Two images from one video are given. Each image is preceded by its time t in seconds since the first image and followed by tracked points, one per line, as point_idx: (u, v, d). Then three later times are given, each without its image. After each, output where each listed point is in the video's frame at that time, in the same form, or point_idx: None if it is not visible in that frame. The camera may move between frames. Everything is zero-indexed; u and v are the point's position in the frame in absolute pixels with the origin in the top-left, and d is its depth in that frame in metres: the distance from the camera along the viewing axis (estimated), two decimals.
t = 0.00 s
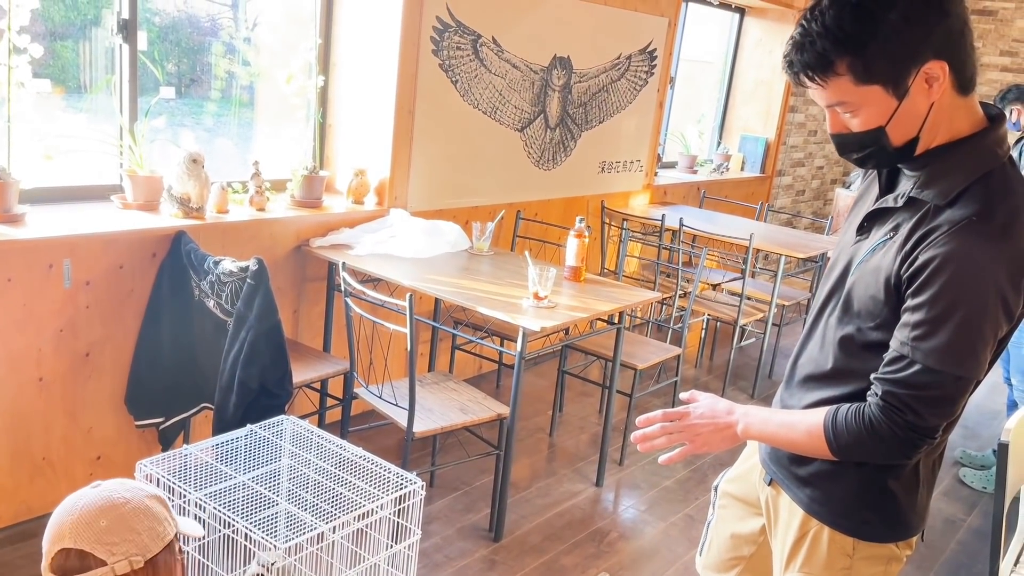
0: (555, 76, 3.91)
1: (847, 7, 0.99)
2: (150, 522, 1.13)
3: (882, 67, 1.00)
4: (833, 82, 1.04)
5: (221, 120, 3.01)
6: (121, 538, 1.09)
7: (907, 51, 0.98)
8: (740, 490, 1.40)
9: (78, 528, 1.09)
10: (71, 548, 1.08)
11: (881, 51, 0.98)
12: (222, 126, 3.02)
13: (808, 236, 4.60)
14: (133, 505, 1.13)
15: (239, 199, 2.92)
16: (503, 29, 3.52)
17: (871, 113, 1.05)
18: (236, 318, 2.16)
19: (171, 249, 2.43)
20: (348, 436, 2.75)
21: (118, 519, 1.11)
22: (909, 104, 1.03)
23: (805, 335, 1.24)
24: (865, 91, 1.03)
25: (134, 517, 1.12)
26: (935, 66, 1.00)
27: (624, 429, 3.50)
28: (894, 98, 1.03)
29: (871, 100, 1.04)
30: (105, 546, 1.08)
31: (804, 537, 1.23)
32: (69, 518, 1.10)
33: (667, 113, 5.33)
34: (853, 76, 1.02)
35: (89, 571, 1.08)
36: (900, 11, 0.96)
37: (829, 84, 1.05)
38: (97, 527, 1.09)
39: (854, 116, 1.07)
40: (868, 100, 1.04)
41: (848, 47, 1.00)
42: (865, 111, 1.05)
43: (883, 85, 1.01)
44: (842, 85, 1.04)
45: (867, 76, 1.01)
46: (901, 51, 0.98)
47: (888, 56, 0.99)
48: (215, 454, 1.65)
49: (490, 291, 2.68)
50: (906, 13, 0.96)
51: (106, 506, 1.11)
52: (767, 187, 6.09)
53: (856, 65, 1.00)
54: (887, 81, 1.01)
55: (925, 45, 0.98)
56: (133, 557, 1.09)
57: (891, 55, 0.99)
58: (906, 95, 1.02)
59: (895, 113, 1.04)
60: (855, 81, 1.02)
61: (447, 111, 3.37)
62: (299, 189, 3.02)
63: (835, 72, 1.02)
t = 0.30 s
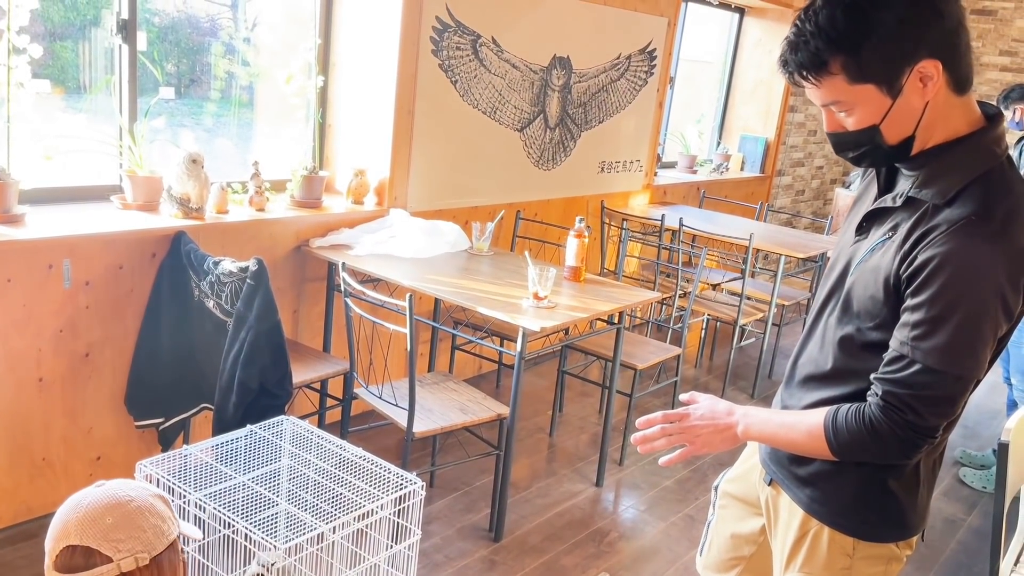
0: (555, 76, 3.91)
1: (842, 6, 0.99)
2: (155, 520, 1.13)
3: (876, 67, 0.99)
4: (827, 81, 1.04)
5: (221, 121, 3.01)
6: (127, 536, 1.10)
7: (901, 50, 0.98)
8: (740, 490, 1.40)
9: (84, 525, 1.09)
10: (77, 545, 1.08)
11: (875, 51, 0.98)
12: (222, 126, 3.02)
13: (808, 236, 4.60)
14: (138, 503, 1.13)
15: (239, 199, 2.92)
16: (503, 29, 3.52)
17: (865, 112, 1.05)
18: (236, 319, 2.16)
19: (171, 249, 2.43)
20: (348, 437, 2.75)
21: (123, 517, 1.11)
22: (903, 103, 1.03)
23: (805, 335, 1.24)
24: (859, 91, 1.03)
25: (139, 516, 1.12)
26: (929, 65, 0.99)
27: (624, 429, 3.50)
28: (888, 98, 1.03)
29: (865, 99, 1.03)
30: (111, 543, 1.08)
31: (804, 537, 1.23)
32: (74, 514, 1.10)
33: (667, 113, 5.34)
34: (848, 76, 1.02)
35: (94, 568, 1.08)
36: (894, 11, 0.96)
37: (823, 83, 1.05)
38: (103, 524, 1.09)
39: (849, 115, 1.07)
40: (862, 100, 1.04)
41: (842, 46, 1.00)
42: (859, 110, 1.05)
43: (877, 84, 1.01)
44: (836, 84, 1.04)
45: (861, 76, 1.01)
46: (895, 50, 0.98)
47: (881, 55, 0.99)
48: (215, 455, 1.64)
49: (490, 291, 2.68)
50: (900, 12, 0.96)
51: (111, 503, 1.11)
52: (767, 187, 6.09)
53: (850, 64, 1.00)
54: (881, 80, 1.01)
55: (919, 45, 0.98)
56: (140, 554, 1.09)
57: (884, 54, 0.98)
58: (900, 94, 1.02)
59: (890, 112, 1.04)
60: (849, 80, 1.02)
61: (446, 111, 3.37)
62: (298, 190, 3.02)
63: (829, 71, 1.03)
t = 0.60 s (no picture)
0: (556, 76, 3.91)
1: (841, 6, 0.99)
2: (156, 521, 1.13)
3: (875, 67, 0.99)
4: (827, 81, 1.04)
5: (222, 121, 3.01)
6: (128, 536, 1.09)
7: (900, 49, 0.98)
8: (740, 490, 1.40)
9: (85, 524, 1.08)
10: (78, 544, 1.07)
11: (874, 50, 0.98)
12: (223, 127, 3.02)
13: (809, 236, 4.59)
14: (140, 503, 1.13)
15: (240, 200, 2.92)
16: (504, 29, 3.52)
17: (865, 112, 1.05)
18: (237, 319, 2.16)
19: (172, 249, 2.43)
20: (349, 437, 2.75)
21: (124, 517, 1.11)
22: (903, 102, 1.03)
23: (806, 335, 1.23)
24: (858, 91, 1.02)
25: (140, 516, 1.12)
26: (928, 65, 0.99)
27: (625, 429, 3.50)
28: (887, 98, 1.02)
29: (865, 99, 1.03)
30: (111, 542, 1.08)
31: (805, 537, 1.22)
32: (76, 514, 1.10)
33: (668, 114, 5.34)
34: (847, 75, 1.01)
35: (94, 568, 1.07)
36: (893, 12, 0.96)
37: (822, 83, 1.05)
38: (105, 523, 1.09)
39: (848, 115, 1.06)
40: (862, 100, 1.03)
41: (841, 46, 0.99)
42: (858, 110, 1.05)
43: (876, 84, 1.01)
44: (835, 84, 1.03)
45: (861, 76, 1.01)
46: (895, 50, 0.98)
47: (881, 56, 0.98)
48: (216, 455, 1.64)
49: (490, 292, 2.68)
50: (900, 12, 0.96)
51: (113, 503, 1.11)
52: (768, 187, 6.09)
53: (850, 64, 1.00)
54: (880, 80, 1.00)
55: (919, 45, 0.98)
56: (140, 555, 1.09)
57: (884, 54, 0.98)
58: (899, 94, 1.02)
59: (889, 112, 1.04)
60: (849, 80, 1.02)
61: (447, 111, 3.36)
62: (299, 190, 3.02)
63: (828, 71, 1.02)
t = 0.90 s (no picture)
0: (560, 79, 3.91)
1: (846, 12, 0.99)
2: (162, 524, 1.13)
3: (881, 72, 0.99)
4: (833, 87, 1.04)
5: (227, 123, 3.02)
6: (133, 539, 1.10)
7: (905, 55, 0.98)
8: (744, 494, 1.40)
9: (91, 526, 1.09)
10: (83, 546, 1.08)
11: (880, 56, 0.98)
12: (228, 130, 3.03)
13: (814, 239, 4.58)
14: (146, 506, 1.13)
15: (245, 202, 2.93)
16: (508, 32, 3.53)
17: (870, 118, 1.04)
18: (242, 321, 2.16)
19: (177, 252, 2.44)
20: (353, 439, 2.75)
21: (130, 520, 1.11)
22: (908, 108, 1.03)
23: (811, 339, 1.23)
24: (864, 96, 1.02)
25: (146, 519, 1.12)
26: (934, 71, 0.99)
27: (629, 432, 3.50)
28: (893, 103, 1.02)
29: (870, 104, 1.03)
30: (116, 544, 1.08)
31: (809, 542, 1.22)
32: (83, 515, 1.10)
33: (673, 117, 5.34)
34: (853, 81, 1.01)
35: (99, 570, 1.08)
36: (899, 18, 0.96)
37: (828, 89, 1.04)
38: (111, 526, 1.10)
39: (854, 121, 1.06)
40: (867, 105, 1.03)
41: (847, 52, 0.99)
42: (863, 116, 1.05)
43: (881, 89, 1.01)
44: (841, 89, 1.03)
45: (866, 82, 1.01)
46: (900, 56, 0.98)
47: (886, 62, 0.98)
48: (221, 457, 1.63)
49: (494, 294, 2.68)
50: (905, 19, 0.96)
51: (119, 506, 1.12)
52: (773, 190, 6.08)
53: (855, 70, 1.00)
54: (886, 85, 1.00)
55: (924, 50, 0.98)
56: (145, 558, 1.09)
57: (889, 60, 0.98)
58: (904, 100, 1.02)
59: (894, 118, 1.04)
60: (854, 86, 1.02)
61: (451, 114, 3.37)
62: (304, 193, 3.03)
63: (834, 76, 1.02)
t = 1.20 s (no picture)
0: (570, 84, 3.92)
1: (862, 20, 0.98)
2: (172, 532, 1.14)
3: (895, 81, 0.99)
4: (847, 95, 1.03)
5: (238, 126, 3.03)
6: (142, 547, 1.10)
7: (920, 64, 0.97)
8: (753, 502, 1.39)
9: (100, 534, 1.09)
10: (92, 554, 1.08)
11: (895, 65, 0.98)
12: (239, 134, 3.05)
13: (823, 245, 4.57)
14: (154, 513, 1.14)
15: (255, 206, 2.95)
16: (518, 37, 3.53)
17: (885, 126, 1.04)
18: (251, 325, 2.17)
19: (187, 254, 2.45)
20: (361, 443, 2.76)
21: (139, 527, 1.11)
22: (923, 116, 1.02)
23: (821, 347, 1.23)
24: (879, 105, 1.02)
25: (155, 526, 1.12)
26: (949, 79, 0.99)
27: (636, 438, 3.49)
28: (907, 112, 1.02)
29: (884, 113, 1.03)
30: (125, 551, 1.09)
31: (818, 550, 1.22)
32: (92, 522, 1.11)
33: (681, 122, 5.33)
34: (867, 89, 1.01)
35: None
36: (914, 28, 0.96)
37: (843, 97, 1.04)
38: (119, 533, 1.10)
39: (868, 129, 1.06)
40: (882, 113, 1.03)
41: (861, 60, 0.99)
42: (878, 124, 1.04)
43: (896, 98, 1.01)
44: (855, 98, 1.03)
45: (881, 90, 1.00)
46: (914, 65, 0.98)
47: (902, 70, 0.98)
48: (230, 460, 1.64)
49: (503, 299, 2.68)
50: (921, 27, 0.96)
51: (127, 513, 1.12)
52: (782, 196, 6.07)
53: (870, 78, 1.00)
54: (901, 94, 1.00)
55: (939, 59, 0.97)
56: (154, 566, 1.10)
57: (904, 69, 0.98)
58: (919, 108, 1.01)
59: (909, 126, 1.03)
60: (869, 94, 1.01)
61: (460, 118, 3.37)
62: (314, 197, 3.04)
63: (849, 85, 1.02)
